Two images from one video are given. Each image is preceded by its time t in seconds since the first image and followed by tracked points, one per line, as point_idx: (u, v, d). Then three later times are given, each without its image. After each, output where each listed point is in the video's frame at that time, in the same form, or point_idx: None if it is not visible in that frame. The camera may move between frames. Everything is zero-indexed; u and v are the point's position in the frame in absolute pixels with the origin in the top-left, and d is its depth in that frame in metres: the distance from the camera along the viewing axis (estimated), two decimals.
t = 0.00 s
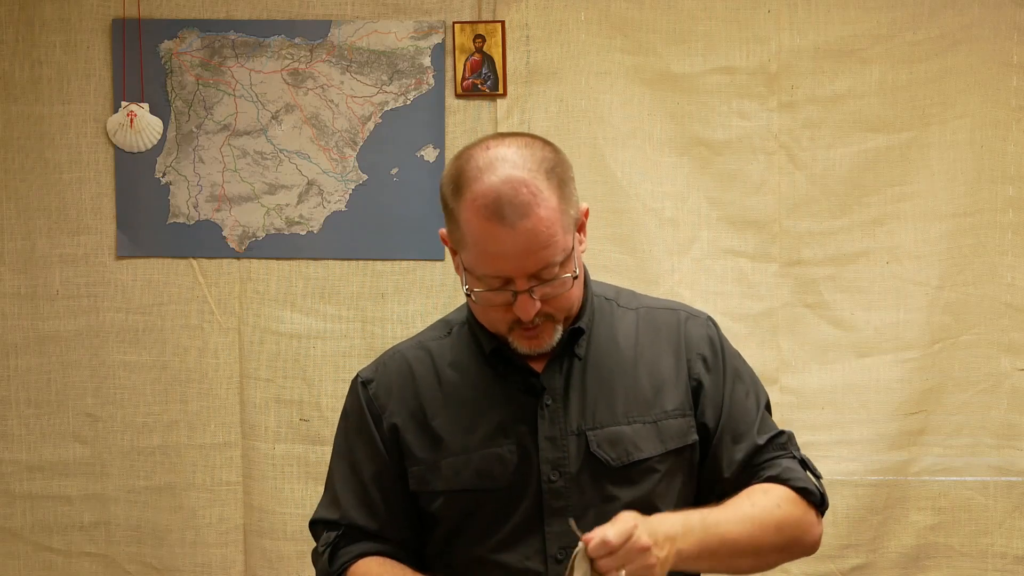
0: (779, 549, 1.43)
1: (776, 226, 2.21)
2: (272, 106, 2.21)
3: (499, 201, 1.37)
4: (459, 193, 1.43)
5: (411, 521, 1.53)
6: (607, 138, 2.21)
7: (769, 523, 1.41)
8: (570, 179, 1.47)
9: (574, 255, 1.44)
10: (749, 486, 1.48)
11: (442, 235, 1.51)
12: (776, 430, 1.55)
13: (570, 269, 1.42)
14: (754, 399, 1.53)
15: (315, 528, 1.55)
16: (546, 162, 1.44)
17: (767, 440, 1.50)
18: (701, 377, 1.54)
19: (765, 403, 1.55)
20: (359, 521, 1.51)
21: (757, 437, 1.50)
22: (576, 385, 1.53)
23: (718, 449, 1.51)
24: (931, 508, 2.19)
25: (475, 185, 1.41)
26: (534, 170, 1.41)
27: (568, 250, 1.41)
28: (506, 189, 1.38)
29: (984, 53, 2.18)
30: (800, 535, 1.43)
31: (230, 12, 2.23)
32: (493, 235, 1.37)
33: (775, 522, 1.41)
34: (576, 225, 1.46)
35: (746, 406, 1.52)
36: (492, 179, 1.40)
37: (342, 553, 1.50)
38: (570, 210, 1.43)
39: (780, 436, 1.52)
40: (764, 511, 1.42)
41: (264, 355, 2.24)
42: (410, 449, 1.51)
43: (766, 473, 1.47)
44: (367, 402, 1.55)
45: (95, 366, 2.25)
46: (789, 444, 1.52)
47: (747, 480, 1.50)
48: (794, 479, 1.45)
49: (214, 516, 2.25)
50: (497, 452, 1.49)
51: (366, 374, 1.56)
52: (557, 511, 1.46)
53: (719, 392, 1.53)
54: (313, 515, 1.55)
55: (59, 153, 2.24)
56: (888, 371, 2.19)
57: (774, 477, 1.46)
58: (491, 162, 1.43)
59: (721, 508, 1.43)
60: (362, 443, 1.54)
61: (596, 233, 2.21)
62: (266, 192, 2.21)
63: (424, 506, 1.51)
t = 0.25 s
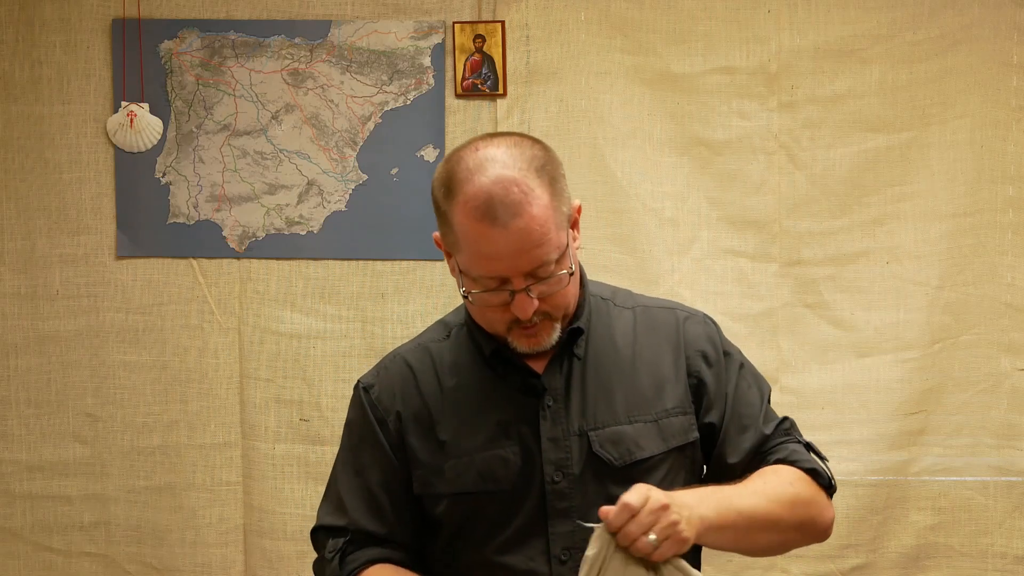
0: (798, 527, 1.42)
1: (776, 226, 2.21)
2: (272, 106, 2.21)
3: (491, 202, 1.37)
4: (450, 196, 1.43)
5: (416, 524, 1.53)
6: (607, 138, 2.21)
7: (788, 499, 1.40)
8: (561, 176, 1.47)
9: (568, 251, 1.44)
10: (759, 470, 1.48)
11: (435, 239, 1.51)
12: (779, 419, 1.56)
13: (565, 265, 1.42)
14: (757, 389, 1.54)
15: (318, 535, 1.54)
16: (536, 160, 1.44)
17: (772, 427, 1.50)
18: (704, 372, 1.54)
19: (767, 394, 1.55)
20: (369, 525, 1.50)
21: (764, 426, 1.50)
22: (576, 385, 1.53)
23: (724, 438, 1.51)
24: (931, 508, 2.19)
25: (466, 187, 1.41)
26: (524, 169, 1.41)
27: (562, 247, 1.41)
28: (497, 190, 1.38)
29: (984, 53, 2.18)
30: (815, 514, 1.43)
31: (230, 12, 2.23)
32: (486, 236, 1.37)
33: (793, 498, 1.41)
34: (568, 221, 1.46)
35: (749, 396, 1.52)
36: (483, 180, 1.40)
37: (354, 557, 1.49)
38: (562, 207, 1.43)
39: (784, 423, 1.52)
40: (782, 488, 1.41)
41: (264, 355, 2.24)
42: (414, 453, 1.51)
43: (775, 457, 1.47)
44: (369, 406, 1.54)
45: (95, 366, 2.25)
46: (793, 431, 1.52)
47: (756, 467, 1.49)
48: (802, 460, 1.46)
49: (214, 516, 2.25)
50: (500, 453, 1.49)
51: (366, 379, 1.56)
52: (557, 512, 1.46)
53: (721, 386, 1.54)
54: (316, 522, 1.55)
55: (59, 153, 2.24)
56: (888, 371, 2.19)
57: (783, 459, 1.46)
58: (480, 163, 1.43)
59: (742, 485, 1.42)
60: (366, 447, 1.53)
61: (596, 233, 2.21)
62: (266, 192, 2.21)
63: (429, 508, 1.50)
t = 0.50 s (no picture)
0: (817, 518, 1.44)
1: (776, 226, 2.21)
2: (272, 106, 2.21)
3: (503, 202, 1.37)
4: (461, 195, 1.43)
5: (403, 516, 1.53)
6: (607, 138, 2.21)
7: (807, 492, 1.42)
8: (571, 176, 1.47)
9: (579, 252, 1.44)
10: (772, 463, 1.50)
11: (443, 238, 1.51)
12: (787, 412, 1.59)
13: (575, 265, 1.42)
14: (765, 385, 1.56)
15: (298, 512, 1.53)
16: (546, 160, 1.44)
17: (783, 420, 1.53)
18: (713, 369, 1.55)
19: (774, 389, 1.58)
20: (348, 507, 1.49)
21: (775, 419, 1.53)
22: (584, 384, 1.53)
23: (735, 434, 1.51)
24: (931, 508, 2.19)
25: (477, 187, 1.41)
26: (535, 169, 1.41)
27: (573, 247, 1.41)
28: (509, 190, 1.38)
29: (984, 52, 2.18)
30: (833, 505, 1.45)
31: (230, 12, 2.23)
32: (498, 236, 1.37)
33: (813, 491, 1.43)
34: (578, 221, 1.46)
35: (758, 390, 1.54)
36: (494, 180, 1.40)
37: (328, 532, 1.47)
38: (573, 207, 1.43)
39: (793, 415, 1.56)
40: (801, 481, 1.43)
41: (264, 355, 2.24)
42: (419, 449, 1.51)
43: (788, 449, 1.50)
44: (367, 401, 1.53)
45: (95, 366, 2.25)
46: (803, 423, 1.56)
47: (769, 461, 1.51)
48: (815, 450, 1.49)
49: (214, 516, 2.25)
50: (509, 453, 1.48)
51: (368, 373, 1.56)
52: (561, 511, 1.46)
53: (730, 381, 1.55)
54: (298, 500, 1.54)
55: (59, 154, 2.24)
56: (888, 371, 2.19)
57: (796, 450, 1.49)
58: (491, 163, 1.43)
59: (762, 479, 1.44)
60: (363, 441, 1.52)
61: (596, 233, 2.21)
62: (266, 192, 2.21)
63: (432, 505, 1.50)
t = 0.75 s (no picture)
0: (809, 513, 1.45)
1: (776, 226, 2.21)
2: (273, 106, 2.21)
3: (516, 194, 1.37)
4: (472, 189, 1.43)
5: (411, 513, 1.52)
6: (607, 138, 2.21)
7: (803, 486, 1.43)
8: (580, 171, 1.47)
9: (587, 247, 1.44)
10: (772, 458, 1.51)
11: (451, 233, 1.51)
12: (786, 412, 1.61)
13: (585, 260, 1.43)
14: (765, 383, 1.57)
15: (310, 515, 1.53)
16: (556, 154, 1.44)
17: (784, 419, 1.55)
18: (716, 366, 1.55)
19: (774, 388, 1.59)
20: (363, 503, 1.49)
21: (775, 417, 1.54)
22: (589, 382, 1.53)
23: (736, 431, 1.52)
24: (931, 508, 2.20)
25: (488, 180, 1.41)
26: (546, 163, 1.41)
27: (583, 242, 1.41)
28: (521, 183, 1.38)
29: (984, 53, 2.18)
30: (827, 502, 1.46)
31: (230, 12, 2.23)
32: (510, 229, 1.37)
33: (808, 485, 1.44)
34: (586, 217, 1.46)
35: (759, 388, 1.55)
36: (506, 173, 1.40)
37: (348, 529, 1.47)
38: (582, 201, 1.43)
39: (793, 414, 1.58)
40: (797, 474, 1.44)
41: (264, 355, 2.24)
42: (423, 447, 1.51)
43: (787, 445, 1.52)
44: (371, 400, 1.53)
45: (95, 366, 2.25)
46: (801, 423, 1.58)
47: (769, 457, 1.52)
48: (813, 447, 1.50)
49: (214, 516, 2.25)
50: (515, 451, 1.48)
51: (370, 373, 1.55)
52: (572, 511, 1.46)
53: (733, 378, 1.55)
54: (308, 504, 1.53)
55: (59, 153, 2.24)
56: (887, 371, 2.19)
57: (796, 446, 1.51)
58: (501, 157, 1.43)
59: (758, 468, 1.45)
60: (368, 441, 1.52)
61: (596, 233, 2.21)
62: (266, 192, 2.21)
63: (437, 502, 1.50)
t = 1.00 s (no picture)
0: (809, 508, 1.44)
1: (776, 226, 2.21)
2: (272, 106, 2.21)
3: (512, 198, 1.37)
4: (469, 192, 1.43)
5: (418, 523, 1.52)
6: (607, 138, 2.21)
7: (802, 480, 1.43)
8: (576, 174, 1.47)
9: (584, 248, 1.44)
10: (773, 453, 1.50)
11: (447, 236, 1.51)
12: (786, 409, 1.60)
13: (582, 262, 1.42)
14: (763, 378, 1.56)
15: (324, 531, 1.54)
16: (552, 157, 1.44)
17: (783, 415, 1.55)
18: (714, 364, 1.55)
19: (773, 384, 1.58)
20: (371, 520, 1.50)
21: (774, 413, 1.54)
22: (587, 383, 1.53)
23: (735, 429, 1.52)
24: (931, 508, 2.19)
25: (485, 183, 1.41)
26: (542, 165, 1.41)
27: (580, 244, 1.41)
28: (518, 186, 1.38)
29: (984, 53, 2.18)
30: (827, 498, 1.45)
31: (230, 12, 2.23)
32: (507, 233, 1.37)
33: (808, 479, 1.43)
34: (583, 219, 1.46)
35: (756, 383, 1.55)
36: (502, 176, 1.40)
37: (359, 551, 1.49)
38: (579, 203, 1.43)
39: (793, 410, 1.57)
40: (797, 469, 1.43)
41: (264, 355, 2.24)
42: (422, 452, 1.50)
43: (788, 440, 1.51)
44: (372, 406, 1.53)
45: (95, 366, 2.25)
46: (802, 418, 1.57)
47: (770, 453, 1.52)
48: (812, 443, 1.50)
49: (214, 516, 2.25)
50: (514, 453, 1.48)
51: (370, 378, 1.55)
52: (574, 512, 1.46)
53: (731, 376, 1.55)
54: (321, 519, 1.54)
55: (59, 153, 2.24)
56: (888, 371, 2.19)
57: (796, 442, 1.50)
58: (498, 160, 1.43)
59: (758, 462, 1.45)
60: (370, 449, 1.53)
61: (596, 233, 2.21)
62: (266, 192, 2.21)
63: (438, 507, 1.50)
